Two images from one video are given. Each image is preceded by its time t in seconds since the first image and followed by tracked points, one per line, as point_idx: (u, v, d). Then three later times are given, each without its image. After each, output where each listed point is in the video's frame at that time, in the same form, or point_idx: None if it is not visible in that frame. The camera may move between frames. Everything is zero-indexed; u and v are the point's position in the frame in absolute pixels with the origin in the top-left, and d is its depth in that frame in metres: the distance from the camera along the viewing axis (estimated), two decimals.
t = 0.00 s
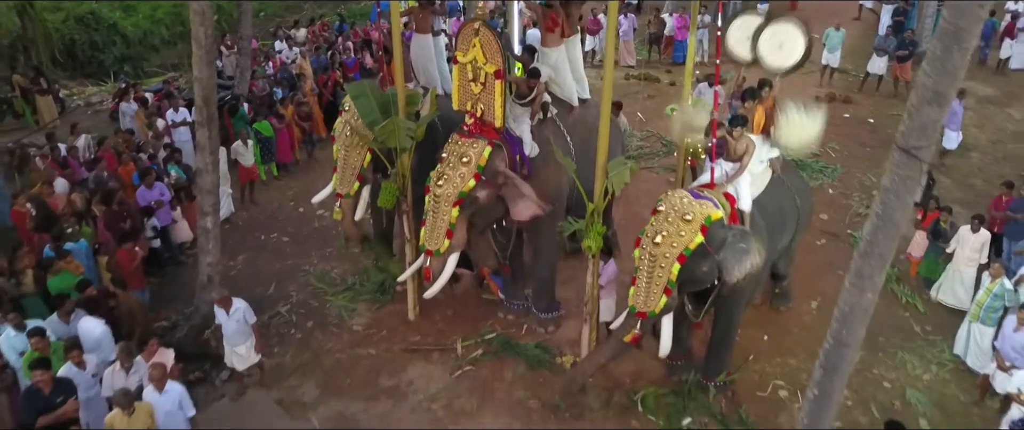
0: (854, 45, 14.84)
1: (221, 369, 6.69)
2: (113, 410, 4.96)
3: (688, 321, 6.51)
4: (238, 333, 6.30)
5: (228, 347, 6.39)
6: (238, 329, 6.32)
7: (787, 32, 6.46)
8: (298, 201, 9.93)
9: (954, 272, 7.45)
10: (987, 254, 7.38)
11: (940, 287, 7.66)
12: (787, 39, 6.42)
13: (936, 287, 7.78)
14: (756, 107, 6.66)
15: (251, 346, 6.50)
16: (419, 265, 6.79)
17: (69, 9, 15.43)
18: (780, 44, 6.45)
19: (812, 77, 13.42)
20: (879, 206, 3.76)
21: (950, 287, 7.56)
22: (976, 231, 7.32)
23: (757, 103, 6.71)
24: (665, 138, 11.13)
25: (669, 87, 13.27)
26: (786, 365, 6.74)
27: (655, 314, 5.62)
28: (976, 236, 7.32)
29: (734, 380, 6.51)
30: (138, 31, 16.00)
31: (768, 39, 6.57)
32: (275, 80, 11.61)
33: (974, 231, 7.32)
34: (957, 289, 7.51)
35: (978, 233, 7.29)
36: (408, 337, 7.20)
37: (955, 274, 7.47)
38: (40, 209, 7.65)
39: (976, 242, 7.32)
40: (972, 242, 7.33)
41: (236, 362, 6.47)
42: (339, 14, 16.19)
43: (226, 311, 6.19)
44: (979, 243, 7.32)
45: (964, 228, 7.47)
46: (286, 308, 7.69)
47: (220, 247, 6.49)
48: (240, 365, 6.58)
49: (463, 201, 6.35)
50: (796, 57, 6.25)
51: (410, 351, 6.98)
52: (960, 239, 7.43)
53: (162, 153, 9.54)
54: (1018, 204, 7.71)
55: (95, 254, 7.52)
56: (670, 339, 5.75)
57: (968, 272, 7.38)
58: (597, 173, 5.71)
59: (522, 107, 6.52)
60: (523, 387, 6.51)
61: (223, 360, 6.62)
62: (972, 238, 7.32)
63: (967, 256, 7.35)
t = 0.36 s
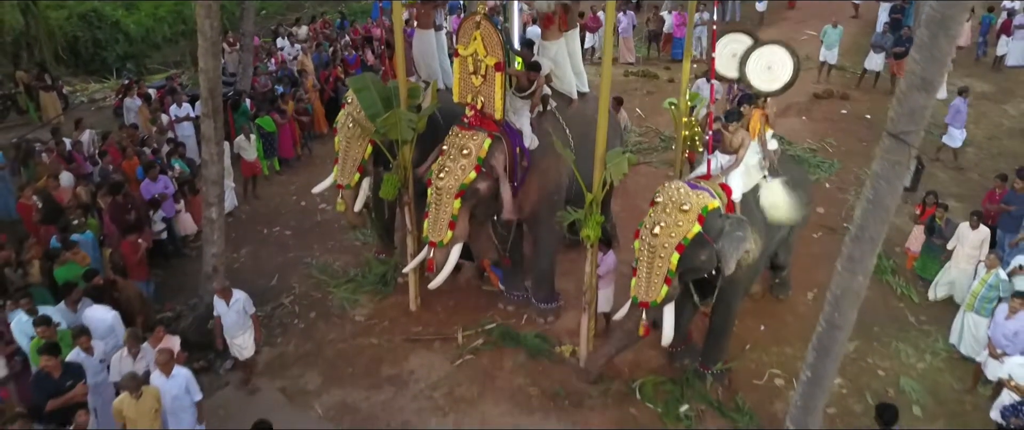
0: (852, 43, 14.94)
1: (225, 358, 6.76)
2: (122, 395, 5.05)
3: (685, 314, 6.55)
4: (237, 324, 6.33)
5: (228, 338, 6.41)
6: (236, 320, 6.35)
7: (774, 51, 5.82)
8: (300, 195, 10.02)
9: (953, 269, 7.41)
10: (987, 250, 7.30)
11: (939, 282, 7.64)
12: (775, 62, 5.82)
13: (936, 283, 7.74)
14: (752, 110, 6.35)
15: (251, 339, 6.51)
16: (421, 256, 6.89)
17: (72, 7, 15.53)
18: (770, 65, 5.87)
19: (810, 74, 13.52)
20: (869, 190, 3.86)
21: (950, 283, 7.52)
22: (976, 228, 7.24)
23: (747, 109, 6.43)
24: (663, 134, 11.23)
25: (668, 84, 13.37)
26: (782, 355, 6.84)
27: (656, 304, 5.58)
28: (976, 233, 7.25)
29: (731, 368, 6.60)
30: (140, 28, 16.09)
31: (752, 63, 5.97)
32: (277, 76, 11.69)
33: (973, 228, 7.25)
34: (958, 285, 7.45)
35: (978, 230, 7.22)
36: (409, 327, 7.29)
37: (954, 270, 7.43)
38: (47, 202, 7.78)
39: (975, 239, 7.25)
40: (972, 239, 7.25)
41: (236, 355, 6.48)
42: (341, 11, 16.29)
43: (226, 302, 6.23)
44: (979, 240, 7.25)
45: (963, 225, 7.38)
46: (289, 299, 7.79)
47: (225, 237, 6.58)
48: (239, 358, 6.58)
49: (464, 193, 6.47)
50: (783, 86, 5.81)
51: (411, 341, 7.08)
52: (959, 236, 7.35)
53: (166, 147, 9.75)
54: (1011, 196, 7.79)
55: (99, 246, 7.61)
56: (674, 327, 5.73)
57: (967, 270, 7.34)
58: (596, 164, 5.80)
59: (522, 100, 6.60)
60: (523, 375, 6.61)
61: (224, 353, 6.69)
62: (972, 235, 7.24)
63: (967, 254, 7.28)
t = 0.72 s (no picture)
0: (849, 40, 15.05)
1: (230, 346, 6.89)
2: (130, 378, 5.17)
3: (684, 300, 6.69)
4: (239, 315, 6.34)
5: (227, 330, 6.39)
6: (238, 312, 6.35)
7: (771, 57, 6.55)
8: (302, 189, 10.13)
9: (949, 264, 7.45)
10: (982, 245, 7.31)
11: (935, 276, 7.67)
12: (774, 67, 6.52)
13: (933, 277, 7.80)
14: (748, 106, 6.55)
15: (251, 333, 6.49)
16: (425, 248, 6.99)
17: (76, 4, 15.62)
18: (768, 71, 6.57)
19: (808, 71, 13.63)
20: (860, 175, 3.97)
21: (946, 277, 7.54)
22: (971, 224, 7.27)
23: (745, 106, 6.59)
24: (662, 129, 11.34)
25: (667, 80, 13.48)
26: (778, 343, 6.95)
27: (654, 290, 5.69)
28: (971, 228, 7.28)
29: (728, 356, 6.71)
30: (143, 25, 16.16)
31: (751, 67, 6.63)
32: (280, 72, 11.81)
33: (969, 223, 7.28)
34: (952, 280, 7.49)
35: (973, 226, 7.26)
36: (411, 317, 7.41)
37: (950, 264, 7.48)
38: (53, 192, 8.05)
39: (971, 234, 7.28)
40: (967, 234, 7.28)
41: (235, 348, 6.43)
42: (342, 9, 16.39)
43: (231, 293, 6.26)
44: (974, 235, 7.28)
45: (959, 220, 7.42)
46: (293, 289, 7.91)
47: (230, 227, 6.69)
48: (237, 352, 6.54)
49: (466, 185, 6.53)
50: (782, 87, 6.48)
51: (413, 330, 7.19)
52: (955, 231, 7.39)
53: (170, 141, 9.86)
54: (1005, 189, 7.88)
55: (105, 237, 7.72)
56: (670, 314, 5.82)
57: (962, 264, 7.41)
58: (595, 155, 5.90)
59: (522, 92, 6.72)
60: (523, 363, 6.72)
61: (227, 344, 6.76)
62: (967, 231, 7.28)
63: (963, 249, 7.32)
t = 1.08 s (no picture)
0: (847, 36, 15.16)
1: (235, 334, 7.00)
2: (139, 361, 5.27)
3: (680, 291, 6.91)
4: (242, 307, 6.32)
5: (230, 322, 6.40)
6: (242, 304, 6.35)
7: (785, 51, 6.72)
8: (305, 183, 10.23)
9: (943, 259, 7.45)
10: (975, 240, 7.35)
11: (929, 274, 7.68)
12: (788, 61, 6.69)
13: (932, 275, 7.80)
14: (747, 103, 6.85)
15: (254, 325, 6.49)
16: (427, 238, 7.08)
17: (79, 1, 15.69)
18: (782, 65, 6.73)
19: (806, 67, 13.74)
20: (851, 160, 4.08)
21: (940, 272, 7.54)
22: (964, 219, 7.30)
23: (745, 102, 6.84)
24: (661, 124, 11.45)
25: (666, 76, 13.58)
26: (775, 332, 7.06)
27: (653, 277, 5.76)
28: (964, 223, 7.31)
29: (725, 345, 6.81)
30: (146, 22, 16.20)
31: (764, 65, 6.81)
32: (282, 68, 11.91)
33: (961, 219, 7.32)
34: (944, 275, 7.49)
35: (966, 220, 7.29)
36: (413, 306, 7.52)
37: (945, 262, 7.48)
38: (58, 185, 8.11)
39: (964, 229, 7.31)
40: (960, 229, 7.32)
41: (239, 340, 6.45)
42: (344, 6, 16.49)
43: (235, 283, 6.27)
44: (967, 229, 7.31)
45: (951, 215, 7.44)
46: (296, 280, 8.01)
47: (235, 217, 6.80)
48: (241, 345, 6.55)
49: (468, 175, 6.64)
50: (795, 81, 6.63)
51: (415, 319, 7.30)
52: (948, 226, 7.42)
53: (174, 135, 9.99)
54: (999, 181, 7.93)
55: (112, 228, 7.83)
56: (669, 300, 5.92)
57: (956, 259, 7.42)
58: (594, 145, 6.01)
59: (523, 85, 6.84)
60: (524, 351, 6.83)
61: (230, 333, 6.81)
62: (960, 226, 7.31)
63: (957, 244, 7.35)
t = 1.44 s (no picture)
0: (845, 33, 15.27)
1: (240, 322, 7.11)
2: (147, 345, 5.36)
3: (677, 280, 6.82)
4: (247, 297, 6.43)
5: (234, 311, 6.50)
6: (247, 293, 6.45)
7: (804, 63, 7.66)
8: (307, 176, 10.34)
9: (935, 253, 7.50)
10: (967, 234, 7.39)
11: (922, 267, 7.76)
12: (804, 77, 8.85)
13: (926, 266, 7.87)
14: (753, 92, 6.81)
15: (258, 314, 6.61)
16: (428, 227, 7.18)
17: None
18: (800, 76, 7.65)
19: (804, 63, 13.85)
20: (843, 144, 4.19)
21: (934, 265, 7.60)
22: (956, 212, 7.34)
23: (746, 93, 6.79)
24: (660, 119, 11.56)
25: (665, 72, 13.70)
26: (771, 320, 7.17)
27: (651, 264, 5.85)
28: (956, 217, 7.36)
29: (722, 332, 6.93)
30: (149, 19, 16.19)
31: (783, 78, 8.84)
32: (284, 63, 12.03)
33: (953, 212, 7.35)
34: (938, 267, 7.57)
35: (958, 214, 7.33)
36: (415, 295, 7.64)
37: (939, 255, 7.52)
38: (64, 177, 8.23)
39: (955, 222, 7.36)
40: (952, 222, 7.36)
41: (243, 329, 6.56)
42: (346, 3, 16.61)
43: (240, 273, 6.36)
44: (959, 223, 7.35)
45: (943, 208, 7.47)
46: (299, 270, 8.14)
47: (240, 206, 6.92)
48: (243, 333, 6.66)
49: (469, 165, 6.75)
50: (810, 94, 8.92)
51: (417, 308, 7.43)
52: (940, 219, 7.46)
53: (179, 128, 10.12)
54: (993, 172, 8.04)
55: (118, 218, 8.03)
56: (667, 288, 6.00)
57: (947, 252, 7.45)
58: (593, 134, 6.12)
59: (523, 76, 6.96)
60: (524, 338, 6.95)
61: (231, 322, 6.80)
62: (952, 220, 7.35)
63: (948, 237, 7.38)
